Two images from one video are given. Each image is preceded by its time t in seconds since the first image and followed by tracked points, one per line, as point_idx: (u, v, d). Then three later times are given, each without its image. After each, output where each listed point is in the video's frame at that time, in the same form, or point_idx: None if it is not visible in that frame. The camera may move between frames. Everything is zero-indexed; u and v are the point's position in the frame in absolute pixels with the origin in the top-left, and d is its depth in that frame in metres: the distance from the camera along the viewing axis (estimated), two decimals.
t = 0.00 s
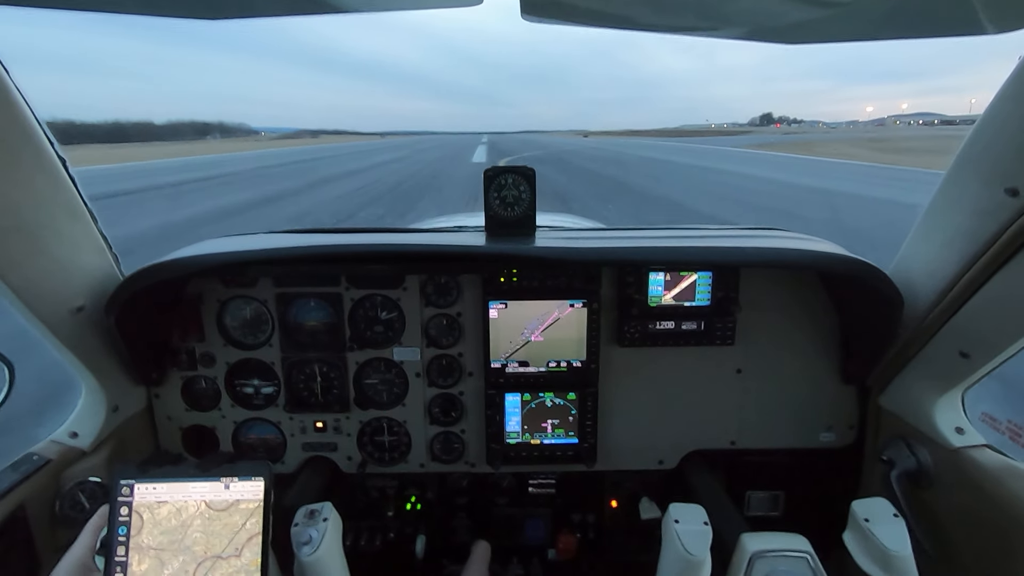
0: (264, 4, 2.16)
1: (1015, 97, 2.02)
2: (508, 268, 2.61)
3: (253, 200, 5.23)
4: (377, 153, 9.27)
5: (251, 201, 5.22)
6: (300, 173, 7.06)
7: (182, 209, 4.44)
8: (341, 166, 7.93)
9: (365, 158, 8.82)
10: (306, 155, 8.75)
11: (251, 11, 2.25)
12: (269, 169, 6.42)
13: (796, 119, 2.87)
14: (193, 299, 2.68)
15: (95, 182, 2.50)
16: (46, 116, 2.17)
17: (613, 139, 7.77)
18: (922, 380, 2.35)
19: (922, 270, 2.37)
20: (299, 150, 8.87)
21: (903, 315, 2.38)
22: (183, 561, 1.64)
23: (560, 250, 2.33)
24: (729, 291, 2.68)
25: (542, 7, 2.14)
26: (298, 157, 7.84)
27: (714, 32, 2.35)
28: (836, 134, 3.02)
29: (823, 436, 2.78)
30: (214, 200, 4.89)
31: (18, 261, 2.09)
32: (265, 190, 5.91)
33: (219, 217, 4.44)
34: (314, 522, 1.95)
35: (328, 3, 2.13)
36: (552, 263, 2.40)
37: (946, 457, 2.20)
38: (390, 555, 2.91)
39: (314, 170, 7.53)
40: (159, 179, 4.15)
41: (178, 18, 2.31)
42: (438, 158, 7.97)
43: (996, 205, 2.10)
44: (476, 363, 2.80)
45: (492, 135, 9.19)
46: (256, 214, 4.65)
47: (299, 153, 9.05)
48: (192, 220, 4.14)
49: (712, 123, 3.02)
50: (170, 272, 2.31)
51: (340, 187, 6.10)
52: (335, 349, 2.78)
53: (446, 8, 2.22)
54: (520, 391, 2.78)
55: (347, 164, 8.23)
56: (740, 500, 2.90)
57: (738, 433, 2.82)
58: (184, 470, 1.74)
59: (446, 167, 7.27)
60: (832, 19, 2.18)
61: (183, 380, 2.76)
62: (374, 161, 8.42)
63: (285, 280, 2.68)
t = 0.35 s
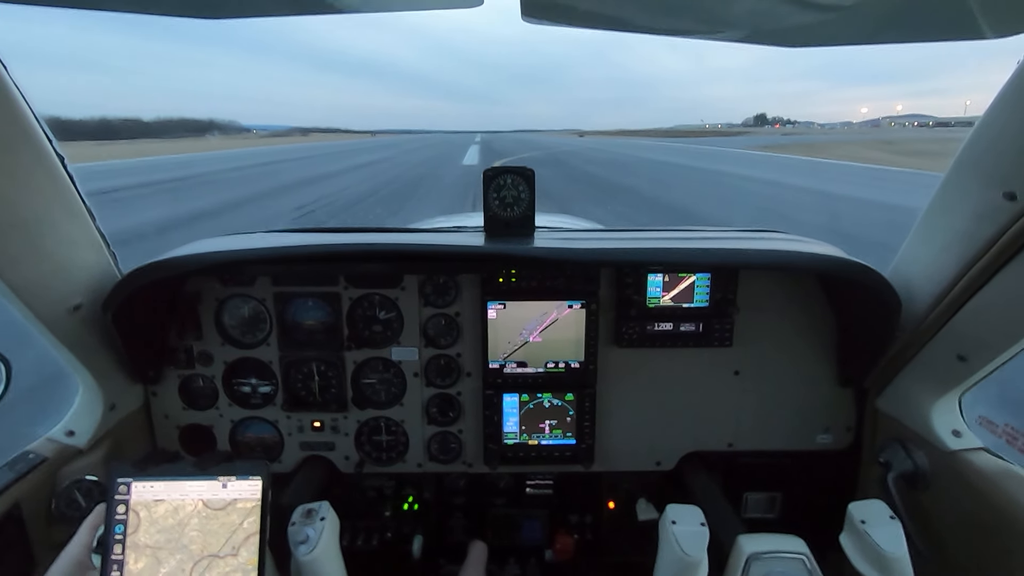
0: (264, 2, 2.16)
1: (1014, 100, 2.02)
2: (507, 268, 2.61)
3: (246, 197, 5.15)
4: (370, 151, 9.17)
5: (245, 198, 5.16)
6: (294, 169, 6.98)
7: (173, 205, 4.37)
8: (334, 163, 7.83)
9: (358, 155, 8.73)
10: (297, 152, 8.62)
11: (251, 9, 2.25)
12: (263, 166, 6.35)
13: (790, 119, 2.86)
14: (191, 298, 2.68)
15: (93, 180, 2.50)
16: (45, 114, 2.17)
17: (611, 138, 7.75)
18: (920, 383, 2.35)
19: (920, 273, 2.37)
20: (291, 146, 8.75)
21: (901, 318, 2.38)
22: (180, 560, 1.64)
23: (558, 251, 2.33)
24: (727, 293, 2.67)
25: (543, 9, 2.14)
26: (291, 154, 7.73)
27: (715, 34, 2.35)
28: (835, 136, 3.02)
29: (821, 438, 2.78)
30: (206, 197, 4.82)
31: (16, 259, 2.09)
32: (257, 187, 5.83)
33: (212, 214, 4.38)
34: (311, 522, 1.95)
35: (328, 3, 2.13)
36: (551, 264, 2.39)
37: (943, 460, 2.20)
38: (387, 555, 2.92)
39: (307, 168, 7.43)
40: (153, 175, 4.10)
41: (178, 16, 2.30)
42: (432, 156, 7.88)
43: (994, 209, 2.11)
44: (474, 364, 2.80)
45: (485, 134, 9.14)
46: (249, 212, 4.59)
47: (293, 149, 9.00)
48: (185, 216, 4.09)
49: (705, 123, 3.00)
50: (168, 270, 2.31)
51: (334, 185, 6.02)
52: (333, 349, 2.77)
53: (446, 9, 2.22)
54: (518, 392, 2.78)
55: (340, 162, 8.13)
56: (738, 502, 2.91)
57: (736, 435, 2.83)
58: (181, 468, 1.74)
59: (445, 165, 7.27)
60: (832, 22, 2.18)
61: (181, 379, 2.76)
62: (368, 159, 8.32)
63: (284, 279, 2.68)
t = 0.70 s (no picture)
0: (263, 3, 2.16)
1: (1012, 99, 2.02)
2: (506, 268, 2.61)
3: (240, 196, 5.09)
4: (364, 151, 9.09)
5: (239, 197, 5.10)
6: (289, 168, 6.91)
7: (168, 205, 4.34)
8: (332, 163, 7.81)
9: (353, 155, 8.65)
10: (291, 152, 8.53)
11: (249, 10, 2.25)
12: (257, 165, 6.28)
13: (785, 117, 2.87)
14: (190, 299, 2.67)
15: (92, 181, 2.50)
16: (43, 115, 2.16)
17: (609, 138, 7.75)
18: (918, 382, 2.35)
19: (918, 273, 2.38)
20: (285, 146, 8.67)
21: (899, 316, 2.38)
22: (179, 560, 1.64)
23: (557, 251, 2.33)
24: (726, 292, 2.67)
25: (541, 9, 2.15)
26: (286, 154, 7.65)
27: (712, 34, 2.35)
28: (833, 134, 3.03)
29: (819, 437, 2.78)
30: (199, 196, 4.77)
31: (14, 260, 2.08)
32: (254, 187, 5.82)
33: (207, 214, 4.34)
34: (311, 522, 1.95)
35: (327, 3, 2.13)
36: (549, 264, 2.39)
37: (941, 459, 2.21)
38: (386, 556, 2.92)
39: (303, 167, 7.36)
40: (147, 174, 4.05)
41: (177, 17, 2.31)
42: (429, 155, 7.81)
43: (992, 207, 2.11)
44: (473, 364, 2.80)
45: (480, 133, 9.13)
46: (244, 211, 4.55)
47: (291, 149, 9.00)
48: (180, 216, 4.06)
49: (700, 120, 2.99)
50: (167, 271, 2.31)
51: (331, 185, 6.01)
52: (332, 349, 2.77)
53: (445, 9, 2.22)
54: (517, 391, 2.79)
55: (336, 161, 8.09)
56: (737, 501, 2.91)
57: (734, 434, 2.83)
58: (181, 468, 1.74)
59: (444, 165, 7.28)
60: (831, 21, 2.19)
61: (179, 380, 2.76)
62: (363, 159, 8.25)
63: (282, 280, 2.68)
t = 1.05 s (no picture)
0: (261, 3, 2.15)
1: (1010, 101, 2.02)
2: (505, 269, 2.61)
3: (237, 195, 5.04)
4: (361, 150, 9.02)
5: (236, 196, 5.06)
6: (286, 166, 6.84)
7: (167, 204, 4.33)
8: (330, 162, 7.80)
9: (349, 155, 8.59)
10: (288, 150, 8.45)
11: (247, 11, 2.24)
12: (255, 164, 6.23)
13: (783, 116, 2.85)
14: (188, 300, 2.67)
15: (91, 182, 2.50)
16: (41, 116, 2.15)
17: (608, 138, 7.74)
18: (916, 383, 2.35)
19: (917, 274, 2.38)
20: (281, 145, 8.61)
21: (898, 318, 2.39)
22: (178, 561, 1.65)
23: (556, 252, 2.33)
24: (725, 293, 2.67)
25: (540, 10, 2.14)
26: (284, 153, 7.57)
27: (711, 35, 2.35)
28: (832, 134, 3.03)
29: (818, 438, 2.78)
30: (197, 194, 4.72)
31: (11, 262, 2.08)
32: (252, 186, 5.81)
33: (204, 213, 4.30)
34: (310, 524, 1.95)
35: (326, 4, 2.12)
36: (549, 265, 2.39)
37: (939, 460, 2.21)
38: (386, 557, 2.92)
39: (300, 166, 7.29)
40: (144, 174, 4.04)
41: (176, 17, 2.30)
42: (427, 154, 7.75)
43: (991, 209, 2.11)
44: (472, 365, 2.80)
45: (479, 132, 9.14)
46: (242, 209, 4.51)
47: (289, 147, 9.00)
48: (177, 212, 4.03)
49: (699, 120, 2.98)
50: (165, 272, 2.30)
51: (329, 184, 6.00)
52: (330, 351, 2.77)
53: (444, 10, 2.22)
54: (516, 393, 2.79)
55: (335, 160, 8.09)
56: (735, 502, 2.91)
57: (733, 435, 2.83)
58: (182, 469, 1.72)
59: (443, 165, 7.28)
60: (830, 23, 2.19)
61: (178, 381, 2.75)
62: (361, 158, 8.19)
63: (281, 281, 2.67)
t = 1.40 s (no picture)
0: (262, 3, 2.15)
1: (1011, 100, 2.02)
2: (505, 269, 2.61)
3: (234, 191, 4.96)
4: (359, 148, 8.97)
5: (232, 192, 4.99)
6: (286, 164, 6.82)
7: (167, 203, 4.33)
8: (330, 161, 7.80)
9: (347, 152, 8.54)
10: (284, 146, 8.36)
11: (247, 11, 2.24)
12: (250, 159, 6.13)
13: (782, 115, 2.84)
14: (188, 299, 2.67)
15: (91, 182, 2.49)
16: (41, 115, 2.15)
17: (607, 137, 7.72)
18: (916, 383, 2.36)
19: (917, 274, 2.38)
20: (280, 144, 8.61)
21: (898, 317, 2.38)
22: (179, 560, 1.65)
23: (556, 252, 2.33)
24: (725, 293, 2.67)
25: (541, 10, 2.14)
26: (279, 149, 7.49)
27: (712, 36, 2.35)
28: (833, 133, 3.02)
29: (818, 438, 2.78)
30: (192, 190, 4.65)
31: (11, 262, 2.07)
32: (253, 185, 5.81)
33: (202, 211, 4.25)
34: (311, 524, 1.95)
35: (327, 4, 2.12)
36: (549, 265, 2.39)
37: (939, 460, 2.21)
38: (386, 557, 2.92)
39: (299, 163, 7.21)
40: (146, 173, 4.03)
41: (176, 17, 2.30)
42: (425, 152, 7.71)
43: (991, 209, 2.11)
44: (472, 365, 2.80)
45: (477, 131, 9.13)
46: (239, 207, 4.46)
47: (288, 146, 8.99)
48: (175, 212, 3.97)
49: (697, 119, 2.96)
50: (165, 272, 2.30)
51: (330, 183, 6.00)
52: (330, 351, 2.77)
53: (445, 10, 2.21)
54: (516, 393, 2.78)
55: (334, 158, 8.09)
56: (735, 502, 2.91)
57: (733, 435, 2.83)
58: (182, 469, 1.73)
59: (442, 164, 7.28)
60: (831, 23, 2.19)
61: (178, 381, 2.75)
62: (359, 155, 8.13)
63: (281, 281, 2.67)
